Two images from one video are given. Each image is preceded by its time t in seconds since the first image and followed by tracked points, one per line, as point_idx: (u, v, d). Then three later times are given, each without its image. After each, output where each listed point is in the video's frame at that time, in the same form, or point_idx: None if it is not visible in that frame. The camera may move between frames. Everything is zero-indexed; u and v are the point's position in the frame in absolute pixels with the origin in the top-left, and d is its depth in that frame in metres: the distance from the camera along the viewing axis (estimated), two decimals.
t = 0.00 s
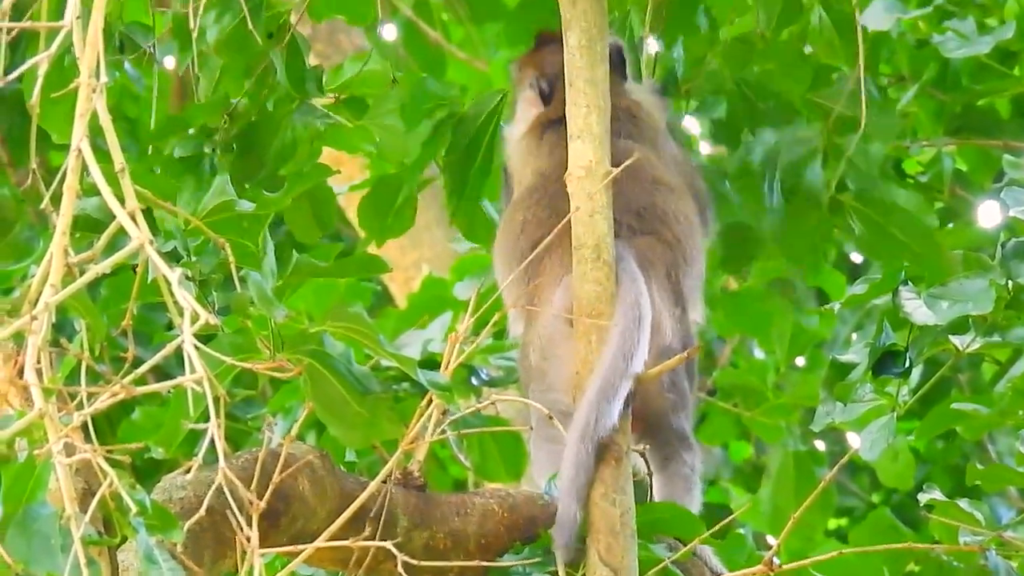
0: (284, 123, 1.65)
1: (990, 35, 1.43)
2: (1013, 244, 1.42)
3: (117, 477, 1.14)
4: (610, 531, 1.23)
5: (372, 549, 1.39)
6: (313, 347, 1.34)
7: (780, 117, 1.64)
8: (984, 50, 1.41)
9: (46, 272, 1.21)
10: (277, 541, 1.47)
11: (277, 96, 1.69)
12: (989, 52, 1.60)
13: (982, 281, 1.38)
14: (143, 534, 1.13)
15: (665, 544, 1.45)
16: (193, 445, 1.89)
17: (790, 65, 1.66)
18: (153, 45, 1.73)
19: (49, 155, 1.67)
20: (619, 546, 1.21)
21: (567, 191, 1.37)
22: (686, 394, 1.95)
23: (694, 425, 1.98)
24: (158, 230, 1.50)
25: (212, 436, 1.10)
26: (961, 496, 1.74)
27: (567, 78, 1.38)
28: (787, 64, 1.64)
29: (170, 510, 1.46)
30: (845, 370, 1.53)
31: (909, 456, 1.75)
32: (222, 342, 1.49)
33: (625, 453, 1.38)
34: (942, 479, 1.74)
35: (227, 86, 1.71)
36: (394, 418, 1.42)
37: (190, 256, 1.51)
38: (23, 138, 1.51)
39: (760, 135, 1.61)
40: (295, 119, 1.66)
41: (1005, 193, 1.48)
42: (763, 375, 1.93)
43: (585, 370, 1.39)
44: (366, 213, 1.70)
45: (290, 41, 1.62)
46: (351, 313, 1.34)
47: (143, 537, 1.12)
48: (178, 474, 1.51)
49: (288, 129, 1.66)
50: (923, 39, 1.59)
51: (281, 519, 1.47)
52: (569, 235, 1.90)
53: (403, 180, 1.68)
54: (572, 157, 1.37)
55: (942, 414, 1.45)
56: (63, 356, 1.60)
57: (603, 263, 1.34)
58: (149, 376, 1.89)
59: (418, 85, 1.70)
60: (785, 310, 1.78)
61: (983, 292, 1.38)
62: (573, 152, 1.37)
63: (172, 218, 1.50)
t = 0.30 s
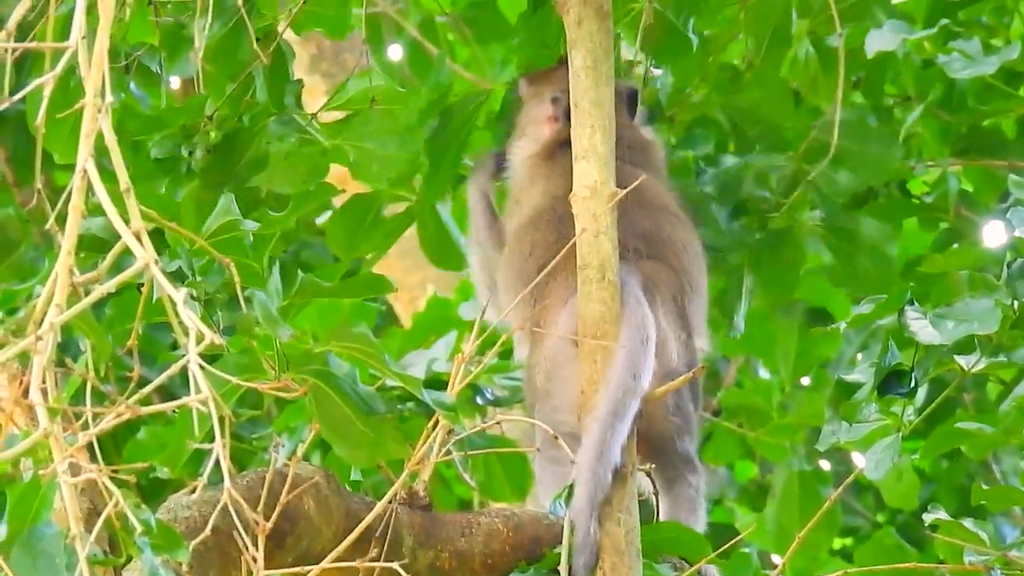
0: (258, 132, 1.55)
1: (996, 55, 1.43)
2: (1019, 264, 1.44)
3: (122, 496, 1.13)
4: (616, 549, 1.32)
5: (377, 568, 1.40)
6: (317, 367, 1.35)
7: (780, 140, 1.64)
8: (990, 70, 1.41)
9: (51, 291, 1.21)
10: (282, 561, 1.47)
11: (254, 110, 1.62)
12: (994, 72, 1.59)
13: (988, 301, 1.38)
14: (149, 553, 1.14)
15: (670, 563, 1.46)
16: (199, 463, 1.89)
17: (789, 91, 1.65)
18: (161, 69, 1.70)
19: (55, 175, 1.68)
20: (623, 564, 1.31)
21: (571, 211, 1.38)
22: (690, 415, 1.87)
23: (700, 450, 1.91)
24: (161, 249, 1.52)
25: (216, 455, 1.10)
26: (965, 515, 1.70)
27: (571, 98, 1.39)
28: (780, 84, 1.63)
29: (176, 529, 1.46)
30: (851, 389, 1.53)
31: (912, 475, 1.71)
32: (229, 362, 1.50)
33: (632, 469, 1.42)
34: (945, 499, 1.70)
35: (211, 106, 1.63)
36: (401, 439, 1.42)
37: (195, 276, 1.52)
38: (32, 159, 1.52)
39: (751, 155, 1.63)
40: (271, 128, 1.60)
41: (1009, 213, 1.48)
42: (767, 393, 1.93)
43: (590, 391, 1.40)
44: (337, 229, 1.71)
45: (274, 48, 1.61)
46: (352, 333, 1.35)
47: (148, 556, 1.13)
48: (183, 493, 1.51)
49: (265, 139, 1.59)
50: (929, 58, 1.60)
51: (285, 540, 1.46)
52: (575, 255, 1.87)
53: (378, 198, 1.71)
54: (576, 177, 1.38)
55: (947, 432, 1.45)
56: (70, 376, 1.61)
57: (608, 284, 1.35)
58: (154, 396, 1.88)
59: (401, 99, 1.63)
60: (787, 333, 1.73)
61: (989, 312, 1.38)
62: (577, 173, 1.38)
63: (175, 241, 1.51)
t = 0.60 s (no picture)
0: (277, 151, 1.74)
1: (934, 83, 1.60)
2: (956, 269, 1.59)
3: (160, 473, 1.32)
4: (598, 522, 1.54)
5: (385, 539, 1.59)
6: (331, 361, 1.52)
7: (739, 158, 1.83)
8: (928, 98, 1.59)
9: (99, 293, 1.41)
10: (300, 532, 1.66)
11: (271, 133, 1.81)
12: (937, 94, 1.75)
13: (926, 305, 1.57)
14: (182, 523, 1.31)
15: (643, 534, 1.66)
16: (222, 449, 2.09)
17: (750, 115, 1.82)
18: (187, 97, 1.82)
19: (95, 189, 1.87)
20: (602, 535, 1.53)
21: (557, 221, 1.56)
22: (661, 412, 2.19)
23: (669, 440, 2.22)
24: (188, 258, 1.71)
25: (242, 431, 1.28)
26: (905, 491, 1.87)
27: (557, 120, 1.55)
28: (741, 108, 1.79)
29: (207, 503, 1.65)
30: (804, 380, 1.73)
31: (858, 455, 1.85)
32: (250, 357, 1.68)
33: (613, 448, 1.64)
34: (888, 477, 1.87)
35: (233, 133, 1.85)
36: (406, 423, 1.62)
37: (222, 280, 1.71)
38: (76, 180, 1.71)
39: (715, 172, 1.79)
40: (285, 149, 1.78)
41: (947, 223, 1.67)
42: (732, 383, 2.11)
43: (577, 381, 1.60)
44: (351, 240, 1.91)
45: (289, 76, 1.82)
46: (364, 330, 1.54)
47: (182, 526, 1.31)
48: (212, 472, 1.71)
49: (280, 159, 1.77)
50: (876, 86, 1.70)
51: (304, 513, 1.67)
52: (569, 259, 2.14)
53: (382, 213, 1.96)
54: (561, 191, 1.55)
55: (890, 418, 1.64)
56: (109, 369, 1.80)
57: (590, 286, 1.54)
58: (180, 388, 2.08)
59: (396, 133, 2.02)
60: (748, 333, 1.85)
61: (927, 311, 1.57)
62: (562, 187, 1.55)
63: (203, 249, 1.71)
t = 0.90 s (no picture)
0: (319, 170, 2.11)
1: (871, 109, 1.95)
2: (890, 266, 1.91)
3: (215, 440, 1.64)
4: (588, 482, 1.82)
5: (408, 496, 1.90)
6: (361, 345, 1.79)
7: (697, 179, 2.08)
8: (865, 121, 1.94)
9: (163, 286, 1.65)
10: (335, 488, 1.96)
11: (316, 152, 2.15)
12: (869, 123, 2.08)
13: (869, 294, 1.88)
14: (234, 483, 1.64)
15: (626, 492, 1.96)
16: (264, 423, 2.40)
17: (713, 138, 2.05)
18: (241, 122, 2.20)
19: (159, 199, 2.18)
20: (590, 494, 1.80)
21: (553, 225, 1.85)
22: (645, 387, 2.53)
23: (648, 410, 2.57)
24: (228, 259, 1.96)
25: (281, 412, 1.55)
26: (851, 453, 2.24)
27: (554, 140, 1.85)
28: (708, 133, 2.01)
29: (257, 464, 1.95)
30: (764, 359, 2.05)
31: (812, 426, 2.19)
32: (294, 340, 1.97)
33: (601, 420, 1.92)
34: (836, 443, 2.24)
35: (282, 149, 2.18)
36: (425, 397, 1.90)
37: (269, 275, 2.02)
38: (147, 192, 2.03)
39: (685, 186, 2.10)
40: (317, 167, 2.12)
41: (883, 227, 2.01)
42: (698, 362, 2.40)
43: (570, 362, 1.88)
44: (387, 238, 2.22)
45: (326, 105, 2.25)
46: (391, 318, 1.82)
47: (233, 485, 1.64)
48: (260, 438, 2.01)
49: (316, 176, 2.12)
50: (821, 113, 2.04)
51: (338, 472, 1.96)
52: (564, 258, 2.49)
53: (415, 217, 2.25)
54: (556, 202, 1.83)
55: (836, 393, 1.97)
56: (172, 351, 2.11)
57: (580, 280, 1.84)
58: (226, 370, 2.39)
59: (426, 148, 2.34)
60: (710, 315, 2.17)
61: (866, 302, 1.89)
62: (557, 199, 1.83)
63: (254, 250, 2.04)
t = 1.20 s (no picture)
0: (322, 177, 2.41)
1: (820, 130, 2.52)
2: (838, 265, 2.23)
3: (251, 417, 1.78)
4: (574, 453, 2.10)
5: (419, 466, 2.20)
6: (377, 337, 2.02)
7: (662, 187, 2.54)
8: (816, 140, 2.48)
9: (203, 282, 1.88)
10: (354, 460, 2.26)
11: (323, 162, 2.50)
12: (818, 144, 2.69)
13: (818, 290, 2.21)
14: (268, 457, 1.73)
15: (608, 460, 2.32)
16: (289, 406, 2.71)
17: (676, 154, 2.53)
18: (271, 136, 2.55)
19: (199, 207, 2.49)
20: (577, 463, 2.07)
21: (544, 232, 2.11)
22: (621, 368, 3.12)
23: (625, 388, 3.14)
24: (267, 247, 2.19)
25: (306, 387, 1.77)
26: (802, 428, 2.68)
27: (546, 157, 2.13)
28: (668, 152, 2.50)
29: (287, 439, 2.25)
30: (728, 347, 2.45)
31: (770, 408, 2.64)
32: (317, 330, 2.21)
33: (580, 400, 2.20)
34: (789, 419, 2.68)
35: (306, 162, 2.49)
36: (431, 381, 2.13)
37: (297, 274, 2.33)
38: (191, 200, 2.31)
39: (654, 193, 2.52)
40: (335, 175, 2.44)
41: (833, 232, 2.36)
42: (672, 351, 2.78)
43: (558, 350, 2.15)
44: (380, 241, 2.56)
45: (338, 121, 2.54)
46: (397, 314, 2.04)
47: (267, 459, 1.73)
48: (289, 416, 2.31)
49: (329, 182, 2.43)
50: (775, 134, 2.63)
51: (356, 446, 2.26)
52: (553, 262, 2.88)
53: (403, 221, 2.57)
54: (548, 211, 2.10)
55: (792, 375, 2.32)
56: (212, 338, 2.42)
57: (568, 279, 2.09)
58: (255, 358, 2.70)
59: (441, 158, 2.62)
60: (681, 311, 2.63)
61: (816, 298, 2.21)
62: (548, 208, 2.10)
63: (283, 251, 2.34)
